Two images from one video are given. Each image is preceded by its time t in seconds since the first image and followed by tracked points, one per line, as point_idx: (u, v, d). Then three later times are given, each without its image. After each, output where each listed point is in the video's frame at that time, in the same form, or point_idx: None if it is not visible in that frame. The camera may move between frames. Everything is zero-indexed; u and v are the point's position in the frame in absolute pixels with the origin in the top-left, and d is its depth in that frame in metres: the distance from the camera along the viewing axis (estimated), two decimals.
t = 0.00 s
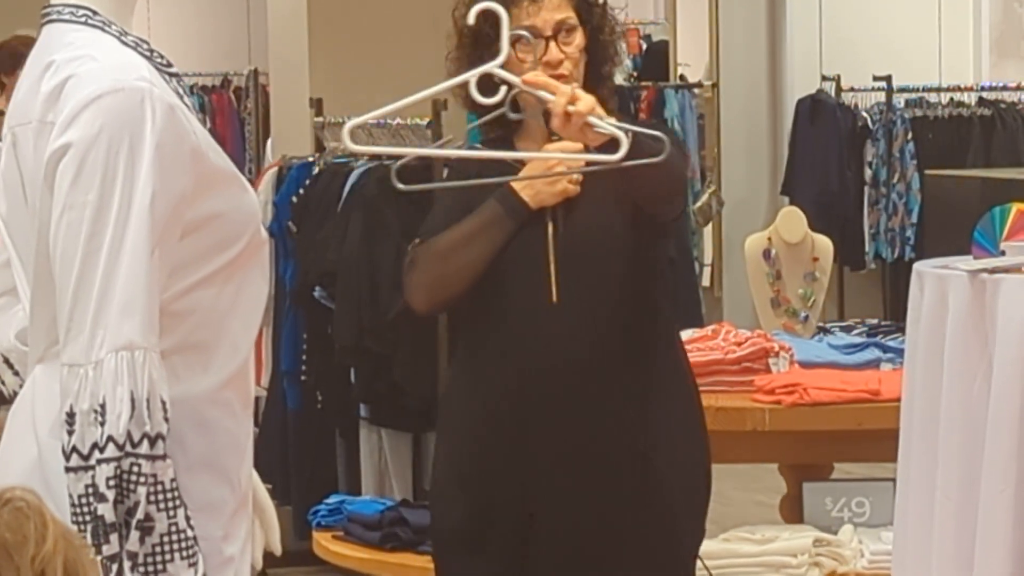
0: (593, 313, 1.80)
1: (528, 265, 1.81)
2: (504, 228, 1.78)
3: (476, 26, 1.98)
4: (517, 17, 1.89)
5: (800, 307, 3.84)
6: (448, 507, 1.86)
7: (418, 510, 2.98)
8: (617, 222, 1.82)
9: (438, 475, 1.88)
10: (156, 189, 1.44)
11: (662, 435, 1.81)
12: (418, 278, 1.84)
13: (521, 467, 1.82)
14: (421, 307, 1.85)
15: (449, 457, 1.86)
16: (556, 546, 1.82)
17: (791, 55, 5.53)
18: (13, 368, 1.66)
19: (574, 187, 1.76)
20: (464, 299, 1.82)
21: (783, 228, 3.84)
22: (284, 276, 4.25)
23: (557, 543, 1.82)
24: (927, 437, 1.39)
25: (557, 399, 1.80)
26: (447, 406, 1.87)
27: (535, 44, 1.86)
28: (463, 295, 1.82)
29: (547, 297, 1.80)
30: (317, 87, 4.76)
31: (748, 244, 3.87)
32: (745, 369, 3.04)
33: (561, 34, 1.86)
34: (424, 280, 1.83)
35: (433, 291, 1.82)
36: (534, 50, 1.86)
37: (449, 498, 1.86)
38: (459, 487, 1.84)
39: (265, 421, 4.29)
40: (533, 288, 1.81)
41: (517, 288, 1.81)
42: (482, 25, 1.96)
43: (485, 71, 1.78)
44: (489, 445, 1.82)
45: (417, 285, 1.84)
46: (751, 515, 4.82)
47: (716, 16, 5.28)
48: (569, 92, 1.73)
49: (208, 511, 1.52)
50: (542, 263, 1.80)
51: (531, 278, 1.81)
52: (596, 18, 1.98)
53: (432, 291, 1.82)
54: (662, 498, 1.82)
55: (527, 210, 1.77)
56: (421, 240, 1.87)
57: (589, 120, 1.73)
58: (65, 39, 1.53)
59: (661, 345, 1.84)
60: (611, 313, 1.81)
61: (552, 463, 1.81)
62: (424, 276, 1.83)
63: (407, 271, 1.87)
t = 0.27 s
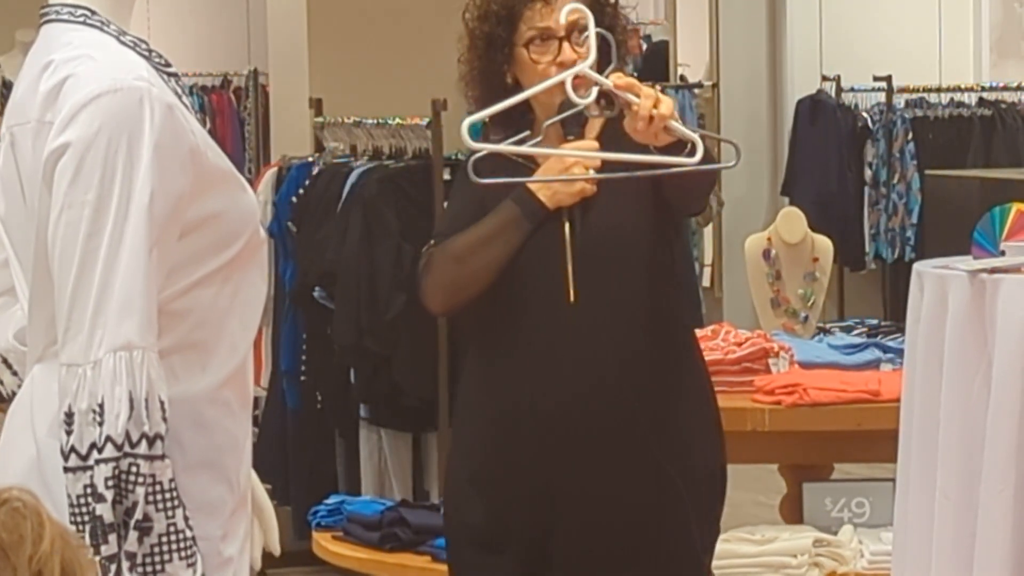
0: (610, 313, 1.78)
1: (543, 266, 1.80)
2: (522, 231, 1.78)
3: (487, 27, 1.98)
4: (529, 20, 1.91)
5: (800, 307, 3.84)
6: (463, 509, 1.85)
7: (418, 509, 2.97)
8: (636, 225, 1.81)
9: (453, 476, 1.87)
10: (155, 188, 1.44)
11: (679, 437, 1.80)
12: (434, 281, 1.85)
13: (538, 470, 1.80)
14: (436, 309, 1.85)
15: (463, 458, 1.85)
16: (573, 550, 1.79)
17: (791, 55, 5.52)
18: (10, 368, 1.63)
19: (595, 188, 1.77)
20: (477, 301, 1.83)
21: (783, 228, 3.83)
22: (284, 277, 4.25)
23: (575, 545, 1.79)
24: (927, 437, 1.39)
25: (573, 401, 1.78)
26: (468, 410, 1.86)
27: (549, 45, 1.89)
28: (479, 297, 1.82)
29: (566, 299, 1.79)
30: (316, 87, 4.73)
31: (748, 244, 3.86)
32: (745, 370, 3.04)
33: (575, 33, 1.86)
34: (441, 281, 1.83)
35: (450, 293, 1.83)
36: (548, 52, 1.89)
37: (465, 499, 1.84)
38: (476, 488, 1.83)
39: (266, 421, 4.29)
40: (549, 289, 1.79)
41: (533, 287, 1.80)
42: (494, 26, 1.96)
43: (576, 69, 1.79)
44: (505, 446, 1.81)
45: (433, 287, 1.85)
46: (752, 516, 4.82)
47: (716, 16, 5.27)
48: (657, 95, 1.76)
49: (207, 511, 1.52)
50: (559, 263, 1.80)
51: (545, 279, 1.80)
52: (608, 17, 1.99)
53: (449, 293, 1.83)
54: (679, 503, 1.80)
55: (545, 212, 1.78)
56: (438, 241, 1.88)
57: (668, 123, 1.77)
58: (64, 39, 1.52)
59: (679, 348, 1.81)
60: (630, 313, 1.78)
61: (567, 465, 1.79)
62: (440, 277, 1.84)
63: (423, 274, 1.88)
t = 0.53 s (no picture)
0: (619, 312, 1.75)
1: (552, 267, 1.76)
2: (532, 232, 1.75)
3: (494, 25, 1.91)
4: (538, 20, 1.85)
5: (799, 307, 3.84)
6: (466, 511, 1.82)
7: (418, 510, 2.96)
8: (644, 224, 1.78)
9: (457, 478, 1.85)
10: (154, 189, 1.44)
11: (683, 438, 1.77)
12: (444, 281, 1.80)
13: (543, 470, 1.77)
14: (447, 308, 1.81)
15: (467, 459, 1.83)
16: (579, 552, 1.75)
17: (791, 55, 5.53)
18: (8, 367, 1.63)
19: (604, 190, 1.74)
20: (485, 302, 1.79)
21: (782, 228, 3.83)
22: (283, 276, 4.25)
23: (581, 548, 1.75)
24: (926, 438, 1.39)
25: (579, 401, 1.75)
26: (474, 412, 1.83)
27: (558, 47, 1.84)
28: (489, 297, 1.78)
29: (574, 299, 1.75)
30: (316, 86, 4.72)
31: (748, 244, 3.86)
32: (743, 370, 3.04)
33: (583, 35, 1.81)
34: (451, 283, 1.79)
35: (459, 293, 1.79)
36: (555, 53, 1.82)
37: (468, 501, 1.82)
38: (480, 489, 1.80)
39: (265, 421, 4.29)
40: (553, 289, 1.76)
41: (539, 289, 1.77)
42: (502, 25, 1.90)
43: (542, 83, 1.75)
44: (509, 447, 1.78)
45: (443, 287, 1.80)
46: (751, 516, 4.81)
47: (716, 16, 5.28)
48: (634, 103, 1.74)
49: (207, 511, 1.52)
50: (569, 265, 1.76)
51: (553, 281, 1.76)
52: (617, 20, 1.91)
53: (461, 292, 1.79)
54: (686, 507, 1.77)
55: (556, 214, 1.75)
56: (446, 243, 1.83)
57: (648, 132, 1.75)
58: (63, 40, 1.52)
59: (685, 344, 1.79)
60: (637, 312, 1.76)
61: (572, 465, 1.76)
62: (450, 278, 1.80)
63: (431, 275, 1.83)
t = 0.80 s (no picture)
0: (624, 313, 1.75)
1: (554, 270, 1.76)
2: (533, 233, 1.73)
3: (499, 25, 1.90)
4: (542, 20, 1.83)
5: (799, 307, 3.84)
6: (467, 512, 1.82)
7: (417, 511, 2.96)
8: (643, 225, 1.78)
9: (457, 480, 1.84)
10: (153, 191, 1.44)
11: (685, 440, 1.76)
12: (444, 281, 1.76)
13: (544, 471, 1.77)
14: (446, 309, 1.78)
15: (467, 460, 1.82)
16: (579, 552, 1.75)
17: (791, 55, 5.53)
18: (6, 368, 1.63)
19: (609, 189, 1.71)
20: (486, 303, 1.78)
21: (781, 228, 3.83)
22: (283, 276, 4.25)
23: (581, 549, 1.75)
24: (925, 440, 1.39)
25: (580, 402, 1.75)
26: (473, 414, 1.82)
27: (559, 46, 1.81)
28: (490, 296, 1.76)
29: (575, 300, 1.75)
30: (316, 87, 4.72)
31: (747, 244, 3.86)
32: (743, 370, 3.04)
33: (587, 35, 1.80)
34: (452, 282, 1.75)
35: (460, 292, 1.75)
36: (560, 52, 1.81)
37: (469, 502, 1.81)
38: (480, 491, 1.80)
39: (265, 421, 4.29)
40: (553, 290, 1.76)
41: (540, 291, 1.77)
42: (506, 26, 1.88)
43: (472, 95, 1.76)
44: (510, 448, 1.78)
45: (442, 287, 1.77)
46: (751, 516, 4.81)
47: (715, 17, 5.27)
48: (562, 110, 1.70)
49: (206, 513, 1.52)
50: (570, 265, 1.76)
51: (553, 280, 1.76)
52: (620, 19, 1.90)
53: (461, 292, 1.75)
54: (686, 508, 1.77)
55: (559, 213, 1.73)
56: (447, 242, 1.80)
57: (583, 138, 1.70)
58: (62, 41, 1.52)
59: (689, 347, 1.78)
60: (637, 313, 1.75)
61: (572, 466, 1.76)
62: (451, 278, 1.76)
63: (432, 276, 1.79)
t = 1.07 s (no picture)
0: (625, 311, 1.75)
1: (552, 265, 1.77)
2: (527, 229, 1.73)
3: (498, 24, 1.90)
4: (541, 16, 1.84)
5: (800, 307, 3.85)
6: (470, 511, 1.82)
7: (417, 509, 2.97)
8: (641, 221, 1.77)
9: (459, 478, 1.84)
10: (154, 190, 1.44)
11: (688, 440, 1.75)
12: (441, 278, 1.78)
13: (547, 470, 1.76)
14: (444, 305, 1.79)
15: (469, 458, 1.82)
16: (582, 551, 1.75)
17: (791, 53, 5.52)
18: (8, 367, 1.64)
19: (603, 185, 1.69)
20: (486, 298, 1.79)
21: (782, 226, 3.83)
22: (283, 275, 4.24)
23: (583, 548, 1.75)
24: (926, 439, 1.39)
25: (584, 400, 1.75)
26: (475, 411, 1.82)
27: (558, 41, 1.81)
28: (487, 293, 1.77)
29: (574, 299, 1.75)
30: (316, 86, 4.72)
31: (748, 243, 3.86)
32: (743, 369, 3.04)
33: (585, 31, 1.81)
34: (450, 278, 1.76)
35: (457, 287, 1.76)
36: (558, 48, 1.81)
37: (472, 501, 1.81)
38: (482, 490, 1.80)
39: (265, 420, 4.30)
40: (556, 289, 1.76)
41: (540, 287, 1.77)
42: (506, 24, 1.88)
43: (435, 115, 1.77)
44: (512, 446, 1.78)
45: (440, 283, 1.77)
46: (752, 513, 4.82)
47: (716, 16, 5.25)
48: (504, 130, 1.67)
49: (207, 512, 1.52)
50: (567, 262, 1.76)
51: (552, 277, 1.76)
52: (620, 18, 1.90)
53: (457, 289, 1.76)
54: (689, 506, 1.76)
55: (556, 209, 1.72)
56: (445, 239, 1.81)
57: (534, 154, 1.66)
58: (63, 40, 1.52)
59: (691, 346, 1.77)
60: (638, 310, 1.75)
61: (575, 465, 1.75)
62: (448, 274, 1.77)
63: (431, 271, 1.80)
